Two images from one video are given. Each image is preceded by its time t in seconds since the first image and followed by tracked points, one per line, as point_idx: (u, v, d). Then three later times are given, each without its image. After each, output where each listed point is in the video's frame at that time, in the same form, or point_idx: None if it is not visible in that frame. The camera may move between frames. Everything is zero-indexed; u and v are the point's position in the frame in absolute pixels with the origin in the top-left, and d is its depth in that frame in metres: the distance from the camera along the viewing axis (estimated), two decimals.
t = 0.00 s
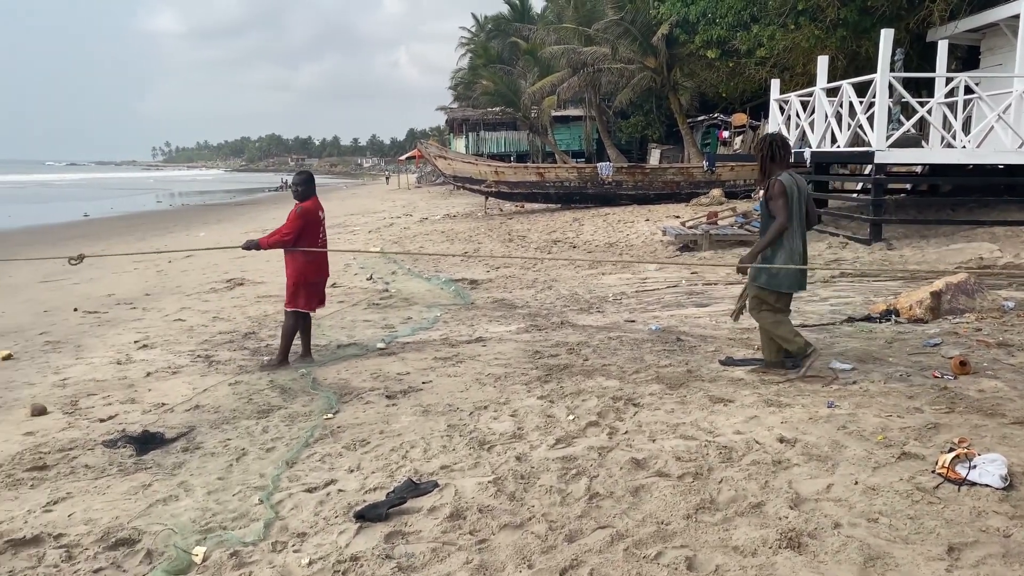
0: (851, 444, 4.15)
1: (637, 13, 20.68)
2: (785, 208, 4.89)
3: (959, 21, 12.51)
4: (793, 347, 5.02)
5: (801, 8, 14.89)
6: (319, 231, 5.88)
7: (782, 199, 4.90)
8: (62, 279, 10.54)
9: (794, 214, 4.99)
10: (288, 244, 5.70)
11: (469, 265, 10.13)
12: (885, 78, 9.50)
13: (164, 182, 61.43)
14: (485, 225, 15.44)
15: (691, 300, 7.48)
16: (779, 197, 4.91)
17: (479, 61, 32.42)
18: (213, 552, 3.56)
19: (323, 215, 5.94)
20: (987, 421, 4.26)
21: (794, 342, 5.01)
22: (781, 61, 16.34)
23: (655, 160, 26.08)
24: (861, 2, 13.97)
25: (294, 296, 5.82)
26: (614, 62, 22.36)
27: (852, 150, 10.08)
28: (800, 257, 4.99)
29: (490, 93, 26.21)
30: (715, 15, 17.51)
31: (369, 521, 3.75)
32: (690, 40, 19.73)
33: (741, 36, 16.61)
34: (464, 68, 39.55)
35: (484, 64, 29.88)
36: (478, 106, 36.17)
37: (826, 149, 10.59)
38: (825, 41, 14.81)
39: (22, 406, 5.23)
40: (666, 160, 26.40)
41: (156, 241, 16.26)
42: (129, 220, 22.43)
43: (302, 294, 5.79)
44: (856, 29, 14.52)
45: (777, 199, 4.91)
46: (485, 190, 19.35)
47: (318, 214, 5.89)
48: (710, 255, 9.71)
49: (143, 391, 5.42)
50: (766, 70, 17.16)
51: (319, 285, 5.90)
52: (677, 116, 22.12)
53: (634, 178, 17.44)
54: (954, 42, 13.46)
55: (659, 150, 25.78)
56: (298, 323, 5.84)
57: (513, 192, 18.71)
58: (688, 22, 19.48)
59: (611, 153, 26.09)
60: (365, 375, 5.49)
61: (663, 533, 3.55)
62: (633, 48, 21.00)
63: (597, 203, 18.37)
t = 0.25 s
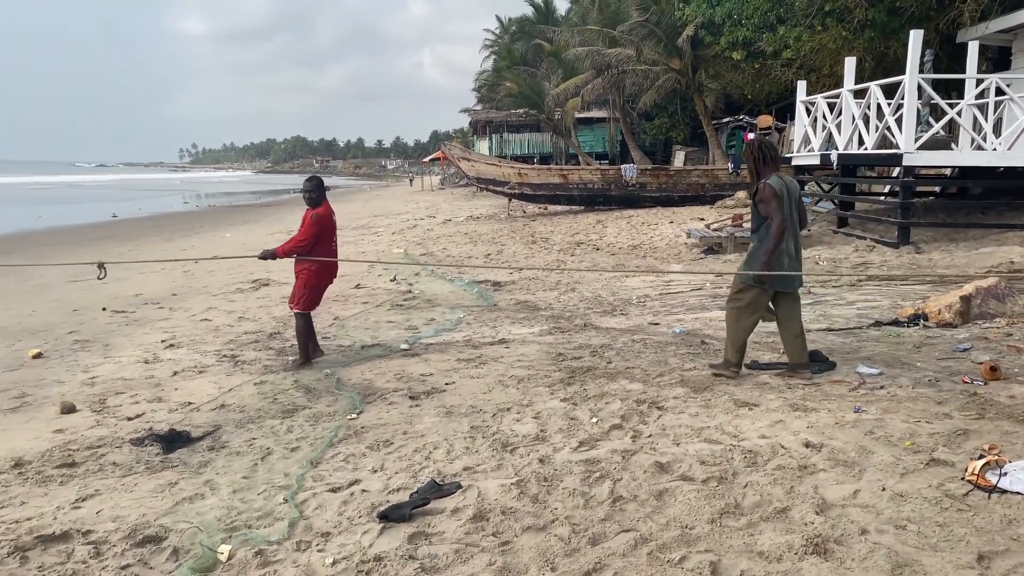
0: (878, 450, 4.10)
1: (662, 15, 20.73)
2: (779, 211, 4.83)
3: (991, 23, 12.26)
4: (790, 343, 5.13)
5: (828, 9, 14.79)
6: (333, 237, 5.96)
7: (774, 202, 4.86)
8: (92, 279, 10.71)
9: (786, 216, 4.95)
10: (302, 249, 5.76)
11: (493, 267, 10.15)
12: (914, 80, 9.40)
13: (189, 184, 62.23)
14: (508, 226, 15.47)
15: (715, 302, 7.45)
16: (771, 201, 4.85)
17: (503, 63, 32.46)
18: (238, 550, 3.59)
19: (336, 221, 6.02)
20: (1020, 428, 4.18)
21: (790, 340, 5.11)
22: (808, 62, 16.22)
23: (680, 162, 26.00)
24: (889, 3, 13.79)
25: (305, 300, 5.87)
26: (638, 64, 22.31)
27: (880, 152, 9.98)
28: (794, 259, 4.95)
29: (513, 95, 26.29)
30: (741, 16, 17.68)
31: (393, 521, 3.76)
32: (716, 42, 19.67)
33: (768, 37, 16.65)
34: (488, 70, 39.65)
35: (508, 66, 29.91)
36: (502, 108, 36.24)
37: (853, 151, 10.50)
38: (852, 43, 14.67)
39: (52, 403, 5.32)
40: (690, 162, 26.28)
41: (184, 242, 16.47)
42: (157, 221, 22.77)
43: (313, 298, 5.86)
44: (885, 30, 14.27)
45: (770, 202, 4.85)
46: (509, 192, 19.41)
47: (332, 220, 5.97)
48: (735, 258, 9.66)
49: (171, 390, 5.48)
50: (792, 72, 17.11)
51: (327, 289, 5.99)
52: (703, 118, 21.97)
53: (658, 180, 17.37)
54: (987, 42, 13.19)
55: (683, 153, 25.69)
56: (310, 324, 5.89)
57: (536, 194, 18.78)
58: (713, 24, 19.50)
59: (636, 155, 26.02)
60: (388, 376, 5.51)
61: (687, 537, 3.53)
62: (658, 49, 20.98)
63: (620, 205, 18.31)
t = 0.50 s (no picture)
0: (906, 456, 4.05)
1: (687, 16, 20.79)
2: (750, 213, 4.98)
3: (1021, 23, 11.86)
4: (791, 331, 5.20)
5: (854, 10, 14.49)
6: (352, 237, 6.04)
7: (748, 205, 5.01)
8: (122, 279, 10.88)
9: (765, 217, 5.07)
10: (323, 247, 5.82)
11: (516, 268, 10.17)
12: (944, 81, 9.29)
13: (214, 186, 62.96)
14: (531, 228, 15.49)
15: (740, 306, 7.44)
16: (744, 204, 5.01)
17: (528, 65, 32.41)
18: (264, 548, 3.62)
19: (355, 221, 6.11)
20: None
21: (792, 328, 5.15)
22: (836, 64, 16.20)
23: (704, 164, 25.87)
24: (917, 4, 13.46)
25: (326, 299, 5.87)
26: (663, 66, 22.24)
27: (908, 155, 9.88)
28: (774, 258, 5.04)
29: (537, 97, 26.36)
30: (767, 18, 17.99)
31: (416, 521, 3.78)
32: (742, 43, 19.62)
33: (795, 38, 16.82)
34: (512, 71, 39.72)
35: (532, 68, 30.04)
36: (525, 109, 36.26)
37: (881, 154, 10.40)
38: (881, 44, 14.47)
39: (83, 401, 5.41)
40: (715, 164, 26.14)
41: (211, 243, 16.67)
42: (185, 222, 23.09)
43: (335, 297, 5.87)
44: (913, 32, 13.96)
45: (742, 205, 5.02)
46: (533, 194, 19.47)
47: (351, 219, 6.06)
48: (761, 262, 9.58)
49: (197, 389, 5.55)
50: (819, 74, 17.24)
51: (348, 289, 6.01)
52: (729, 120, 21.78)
53: (682, 182, 17.27)
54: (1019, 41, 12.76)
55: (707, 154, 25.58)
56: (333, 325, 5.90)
57: (560, 196, 18.83)
58: (739, 25, 19.50)
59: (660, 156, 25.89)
60: (412, 377, 5.54)
61: (712, 541, 3.50)
62: (684, 51, 20.96)
63: (643, 207, 18.24)
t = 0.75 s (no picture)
0: (936, 461, 3.99)
1: (712, 18, 20.72)
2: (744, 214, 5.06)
3: None
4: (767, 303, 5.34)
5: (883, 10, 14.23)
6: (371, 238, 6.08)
7: (742, 206, 5.09)
8: (150, 279, 11.03)
9: (760, 218, 5.14)
10: (345, 249, 5.84)
11: (540, 270, 10.18)
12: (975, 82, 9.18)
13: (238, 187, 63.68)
14: (555, 230, 15.49)
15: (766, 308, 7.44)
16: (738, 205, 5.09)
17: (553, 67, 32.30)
18: (290, 547, 3.65)
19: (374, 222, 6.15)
20: None
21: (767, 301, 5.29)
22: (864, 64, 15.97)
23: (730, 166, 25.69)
24: (948, 4, 13.22)
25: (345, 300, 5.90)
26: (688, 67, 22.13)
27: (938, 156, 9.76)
28: (766, 259, 5.12)
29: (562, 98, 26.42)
30: (794, 19, 18.04)
31: (441, 522, 3.79)
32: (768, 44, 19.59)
33: (823, 39, 16.87)
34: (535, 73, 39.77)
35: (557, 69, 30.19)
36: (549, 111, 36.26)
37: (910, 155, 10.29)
38: (910, 44, 14.17)
39: (112, 400, 5.49)
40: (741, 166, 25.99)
41: (237, 244, 16.86)
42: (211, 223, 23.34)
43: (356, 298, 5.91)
44: (943, 31, 13.76)
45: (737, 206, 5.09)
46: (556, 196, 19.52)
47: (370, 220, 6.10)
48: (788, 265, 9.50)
49: (224, 388, 5.61)
50: (846, 75, 17.16)
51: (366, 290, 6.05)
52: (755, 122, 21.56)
53: (708, 184, 17.09)
54: None
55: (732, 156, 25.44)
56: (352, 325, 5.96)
57: (584, 198, 18.88)
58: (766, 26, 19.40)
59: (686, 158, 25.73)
60: (436, 378, 5.57)
61: (738, 545, 3.47)
62: (709, 52, 20.94)
63: (668, 208, 18.11)
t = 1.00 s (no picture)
0: (965, 467, 3.94)
1: (737, 20, 20.49)
2: (744, 223, 5.17)
3: None
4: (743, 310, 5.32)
5: (912, 11, 14.23)
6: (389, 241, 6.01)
7: (742, 215, 5.19)
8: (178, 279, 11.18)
9: (757, 229, 5.25)
10: (362, 253, 5.78)
11: (564, 271, 10.19)
12: (1006, 83, 9.04)
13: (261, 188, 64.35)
14: (578, 232, 15.50)
15: (793, 312, 7.41)
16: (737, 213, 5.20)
17: (577, 68, 32.12)
18: (315, 546, 3.67)
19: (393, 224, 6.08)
20: None
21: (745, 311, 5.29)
22: (892, 66, 15.96)
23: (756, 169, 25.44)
24: (979, 4, 13.31)
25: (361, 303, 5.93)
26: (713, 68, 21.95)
27: (968, 159, 9.63)
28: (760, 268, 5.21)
29: (585, 99, 26.42)
30: (821, 19, 18.13)
31: (464, 523, 3.80)
32: (795, 45, 19.51)
33: (851, 41, 16.87)
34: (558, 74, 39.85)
35: (581, 72, 30.30)
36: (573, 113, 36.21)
37: (939, 157, 10.16)
38: (939, 45, 14.10)
39: (140, 398, 5.57)
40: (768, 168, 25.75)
41: (263, 245, 17.02)
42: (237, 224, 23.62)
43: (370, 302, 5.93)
44: (974, 32, 13.81)
45: (737, 214, 5.19)
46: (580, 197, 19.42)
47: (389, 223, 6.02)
48: (815, 268, 9.42)
49: (250, 387, 5.66)
50: (875, 76, 17.01)
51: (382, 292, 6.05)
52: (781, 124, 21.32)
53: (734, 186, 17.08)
54: None
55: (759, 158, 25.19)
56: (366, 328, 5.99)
57: (608, 199, 18.84)
58: (792, 26, 19.43)
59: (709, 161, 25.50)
60: (459, 379, 5.59)
61: (763, 549, 3.44)
62: (735, 53, 20.76)
63: (693, 211, 18.11)
